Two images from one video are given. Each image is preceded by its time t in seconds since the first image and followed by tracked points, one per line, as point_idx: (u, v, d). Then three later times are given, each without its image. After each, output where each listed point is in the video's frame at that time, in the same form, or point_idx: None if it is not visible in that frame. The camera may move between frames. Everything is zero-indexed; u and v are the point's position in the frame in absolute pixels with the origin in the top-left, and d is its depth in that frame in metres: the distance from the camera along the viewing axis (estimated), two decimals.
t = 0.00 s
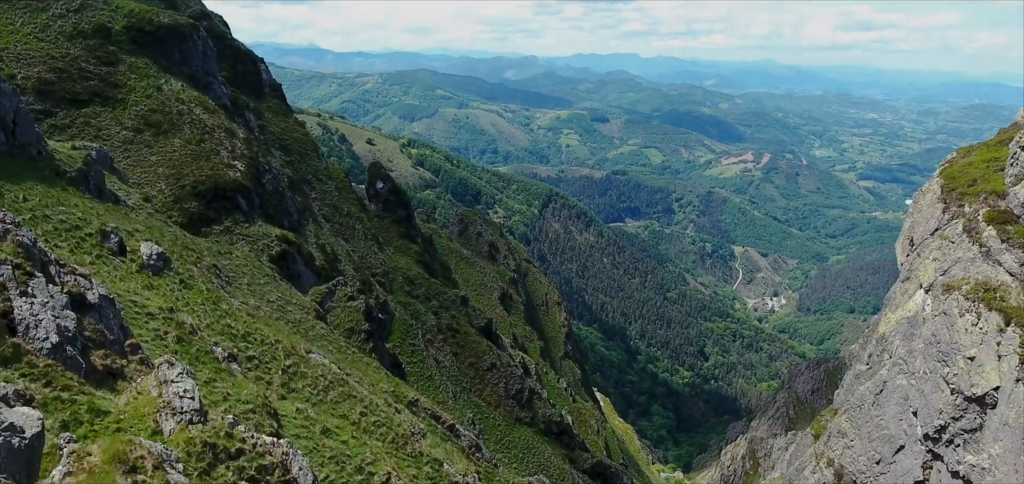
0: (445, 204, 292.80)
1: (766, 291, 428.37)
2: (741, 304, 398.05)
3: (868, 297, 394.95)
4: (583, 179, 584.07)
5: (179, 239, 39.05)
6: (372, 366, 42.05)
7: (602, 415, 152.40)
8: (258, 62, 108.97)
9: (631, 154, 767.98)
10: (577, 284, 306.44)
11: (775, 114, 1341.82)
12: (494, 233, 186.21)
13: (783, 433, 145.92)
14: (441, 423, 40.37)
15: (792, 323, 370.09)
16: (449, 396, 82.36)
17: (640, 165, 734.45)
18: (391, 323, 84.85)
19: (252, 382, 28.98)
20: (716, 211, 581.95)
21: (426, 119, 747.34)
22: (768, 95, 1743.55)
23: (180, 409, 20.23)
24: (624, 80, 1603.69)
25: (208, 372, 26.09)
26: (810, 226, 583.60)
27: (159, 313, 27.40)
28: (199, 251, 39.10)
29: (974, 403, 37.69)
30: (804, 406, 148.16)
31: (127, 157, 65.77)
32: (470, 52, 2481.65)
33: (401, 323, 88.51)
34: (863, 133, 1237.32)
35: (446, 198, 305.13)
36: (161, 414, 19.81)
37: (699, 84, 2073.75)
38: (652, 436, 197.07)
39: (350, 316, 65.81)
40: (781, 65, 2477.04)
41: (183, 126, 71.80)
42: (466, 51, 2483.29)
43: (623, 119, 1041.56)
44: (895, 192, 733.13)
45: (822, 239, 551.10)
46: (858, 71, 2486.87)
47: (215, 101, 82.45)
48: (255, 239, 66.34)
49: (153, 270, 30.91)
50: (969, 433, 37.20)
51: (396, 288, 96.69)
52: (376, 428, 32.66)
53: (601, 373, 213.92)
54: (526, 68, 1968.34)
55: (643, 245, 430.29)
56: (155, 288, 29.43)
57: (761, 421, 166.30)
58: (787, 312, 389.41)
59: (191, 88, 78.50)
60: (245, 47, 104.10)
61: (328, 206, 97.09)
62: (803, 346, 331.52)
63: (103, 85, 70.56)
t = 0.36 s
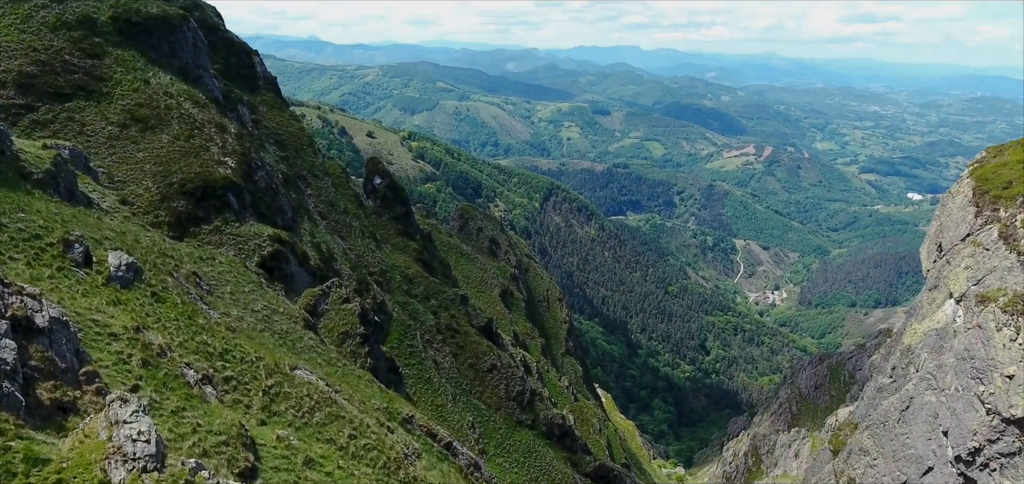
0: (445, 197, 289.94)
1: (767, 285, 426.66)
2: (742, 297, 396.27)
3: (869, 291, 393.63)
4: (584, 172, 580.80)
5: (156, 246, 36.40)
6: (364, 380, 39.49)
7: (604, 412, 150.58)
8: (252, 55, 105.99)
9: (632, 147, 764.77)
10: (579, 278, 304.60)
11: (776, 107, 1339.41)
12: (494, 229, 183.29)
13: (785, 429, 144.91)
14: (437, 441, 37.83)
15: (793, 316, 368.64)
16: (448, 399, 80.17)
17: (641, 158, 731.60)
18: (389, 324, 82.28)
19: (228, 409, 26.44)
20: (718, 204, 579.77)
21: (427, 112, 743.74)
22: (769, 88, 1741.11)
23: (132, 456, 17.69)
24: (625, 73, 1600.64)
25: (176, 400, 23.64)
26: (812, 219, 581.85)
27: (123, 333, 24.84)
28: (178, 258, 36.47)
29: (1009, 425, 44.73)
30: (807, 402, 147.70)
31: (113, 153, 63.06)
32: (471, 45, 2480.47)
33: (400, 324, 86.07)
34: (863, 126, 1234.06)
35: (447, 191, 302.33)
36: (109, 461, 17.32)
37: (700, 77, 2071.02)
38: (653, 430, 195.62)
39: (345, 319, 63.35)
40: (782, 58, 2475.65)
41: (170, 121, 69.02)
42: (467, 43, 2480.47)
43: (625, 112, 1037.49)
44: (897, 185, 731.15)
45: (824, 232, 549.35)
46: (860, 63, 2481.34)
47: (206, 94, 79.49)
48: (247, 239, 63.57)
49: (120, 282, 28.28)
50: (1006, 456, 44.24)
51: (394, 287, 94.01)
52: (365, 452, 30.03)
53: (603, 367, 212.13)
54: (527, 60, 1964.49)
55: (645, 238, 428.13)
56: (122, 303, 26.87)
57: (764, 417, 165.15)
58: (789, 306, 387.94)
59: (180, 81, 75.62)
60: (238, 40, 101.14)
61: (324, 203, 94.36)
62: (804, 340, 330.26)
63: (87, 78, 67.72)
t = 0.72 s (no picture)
0: (445, 188, 287.51)
1: (768, 275, 424.70)
2: (743, 288, 394.33)
3: (871, 281, 391.76)
4: (585, 162, 577.89)
5: (129, 252, 33.86)
6: (355, 392, 36.90)
7: (605, 407, 148.63)
8: (245, 44, 102.93)
9: (634, 137, 761.44)
10: (579, 268, 303.46)
11: (777, 97, 1337.70)
12: (495, 222, 180.77)
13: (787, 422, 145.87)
14: (433, 460, 35.15)
15: (794, 307, 366.94)
16: (447, 399, 77.87)
17: (643, 148, 728.72)
18: (386, 322, 79.76)
19: (199, 437, 24.00)
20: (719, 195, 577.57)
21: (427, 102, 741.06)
22: (770, 77, 1736.70)
23: None
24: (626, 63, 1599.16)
25: (137, 433, 21.16)
26: (813, 210, 580.20)
27: (80, 357, 22.40)
28: (153, 264, 33.89)
29: None
30: (809, 395, 149.31)
31: (95, 148, 59.23)
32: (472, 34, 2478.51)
33: (397, 322, 83.71)
34: (865, 116, 1229.87)
35: (447, 182, 299.78)
36: None
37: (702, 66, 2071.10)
38: (654, 422, 194.48)
39: (338, 322, 60.69)
40: (783, 47, 2476.80)
41: (157, 114, 65.56)
42: (467, 33, 2479.61)
43: (626, 102, 1032.30)
44: (899, 175, 728.66)
45: (826, 223, 547.12)
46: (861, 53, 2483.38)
47: (195, 86, 76.10)
48: (236, 237, 59.90)
49: (83, 296, 25.78)
50: None
51: (392, 283, 91.58)
52: (353, 480, 27.47)
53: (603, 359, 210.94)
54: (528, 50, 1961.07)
55: (645, 229, 426.38)
56: (80, 321, 24.39)
57: (765, 409, 163.63)
58: (790, 296, 386.11)
59: (167, 72, 72.24)
60: (231, 29, 98.03)
61: (320, 198, 91.54)
62: (805, 331, 328.88)
63: (69, 69, 63.81)
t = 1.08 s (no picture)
0: (445, 173, 284.53)
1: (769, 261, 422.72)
2: (744, 273, 392.32)
3: (871, 267, 389.46)
4: (586, 147, 574.26)
5: (97, 254, 31.41)
6: (345, 402, 34.44)
7: (606, 396, 146.42)
8: (237, 26, 98.84)
9: (634, 121, 757.33)
10: (580, 253, 301.78)
11: (778, 81, 1334.33)
12: (495, 208, 177.97)
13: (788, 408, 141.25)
14: (429, 475, 32.41)
15: (794, 292, 364.86)
16: (446, 394, 75.57)
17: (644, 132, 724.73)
18: (383, 315, 76.87)
19: (163, 466, 21.67)
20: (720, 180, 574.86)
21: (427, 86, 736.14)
22: (771, 61, 1731.44)
23: None
24: (626, 46, 1592.64)
25: (88, 469, 18.73)
26: (815, 194, 577.93)
27: (24, 381, 20.03)
28: (124, 267, 31.53)
29: None
30: (810, 382, 146.48)
31: (76, 137, 52.90)
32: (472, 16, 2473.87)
33: (395, 313, 81.19)
34: (867, 99, 1226.31)
35: (447, 167, 296.69)
36: None
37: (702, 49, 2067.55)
38: (654, 407, 193.35)
39: (331, 316, 52.06)
40: (784, 31, 2477.72)
41: (143, 100, 58.56)
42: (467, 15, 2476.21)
43: (627, 85, 1027.31)
44: (901, 160, 725.97)
45: (828, 208, 544.92)
46: (863, 37, 2478.60)
47: (182, 71, 71.15)
48: (225, 229, 52.33)
49: (36, 308, 23.33)
50: None
51: (389, 274, 89.12)
52: None
53: (604, 345, 209.75)
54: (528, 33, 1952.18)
55: (646, 214, 424.46)
56: (30, 339, 22.02)
57: (766, 396, 160.93)
58: (791, 282, 383.92)
59: (154, 57, 65.05)
60: (221, 10, 93.91)
61: (314, 187, 88.68)
62: (806, 316, 327.33)
63: (49, 55, 57.56)
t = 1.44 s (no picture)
0: (444, 155, 280.80)
1: (770, 244, 420.53)
2: (745, 256, 390.21)
3: (873, 250, 387.34)
4: (587, 129, 569.60)
5: (58, 255, 28.91)
6: (332, 411, 31.87)
7: (607, 383, 144.33)
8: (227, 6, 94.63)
9: (636, 103, 752.58)
10: (581, 236, 299.95)
11: (779, 62, 1328.64)
12: (495, 191, 175.01)
13: (789, 394, 140.23)
14: None
15: (795, 275, 362.25)
16: (444, 386, 73.06)
17: (645, 115, 719.80)
18: (380, 306, 74.36)
19: None
20: (721, 162, 571.43)
21: (427, 68, 730.21)
22: (773, 42, 1724.09)
23: None
24: (628, 26, 1583.94)
25: None
26: (817, 177, 574.62)
27: None
28: (89, 268, 28.97)
29: None
30: (812, 367, 144.33)
31: (53, 123, 47.79)
32: None
33: (392, 303, 78.73)
34: (869, 80, 1221.38)
35: (447, 149, 293.22)
36: None
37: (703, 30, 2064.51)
38: (655, 391, 192.02)
39: (322, 311, 47.99)
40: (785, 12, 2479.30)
41: (125, 86, 53.13)
42: None
43: (628, 67, 1020.41)
44: (904, 142, 722.39)
45: (830, 192, 541.94)
46: (866, 17, 2478.89)
47: (168, 53, 65.88)
48: (212, 220, 47.88)
49: None
50: None
51: (386, 263, 86.68)
52: None
53: (604, 328, 208.91)
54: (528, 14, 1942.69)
55: (647, 197, 421.99)
56: None
57: (767, 382, 158.76)
58: (791, 265, 381.49)
59: (138, 38, 58.79)
60: None
61: (308, 173, 85.85)
62: (806, 299, 325.75)
63: (25, 35, 51.59)
